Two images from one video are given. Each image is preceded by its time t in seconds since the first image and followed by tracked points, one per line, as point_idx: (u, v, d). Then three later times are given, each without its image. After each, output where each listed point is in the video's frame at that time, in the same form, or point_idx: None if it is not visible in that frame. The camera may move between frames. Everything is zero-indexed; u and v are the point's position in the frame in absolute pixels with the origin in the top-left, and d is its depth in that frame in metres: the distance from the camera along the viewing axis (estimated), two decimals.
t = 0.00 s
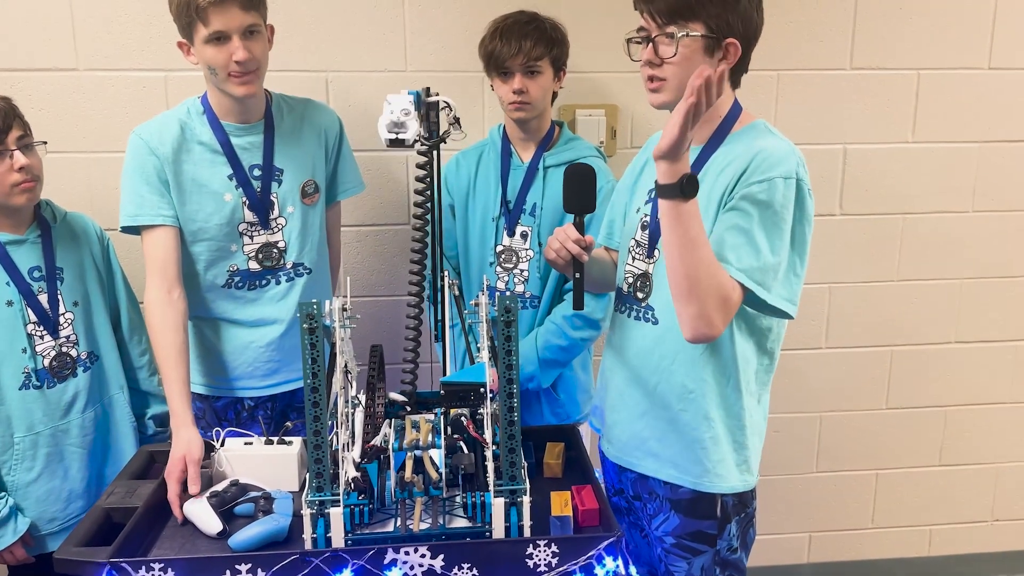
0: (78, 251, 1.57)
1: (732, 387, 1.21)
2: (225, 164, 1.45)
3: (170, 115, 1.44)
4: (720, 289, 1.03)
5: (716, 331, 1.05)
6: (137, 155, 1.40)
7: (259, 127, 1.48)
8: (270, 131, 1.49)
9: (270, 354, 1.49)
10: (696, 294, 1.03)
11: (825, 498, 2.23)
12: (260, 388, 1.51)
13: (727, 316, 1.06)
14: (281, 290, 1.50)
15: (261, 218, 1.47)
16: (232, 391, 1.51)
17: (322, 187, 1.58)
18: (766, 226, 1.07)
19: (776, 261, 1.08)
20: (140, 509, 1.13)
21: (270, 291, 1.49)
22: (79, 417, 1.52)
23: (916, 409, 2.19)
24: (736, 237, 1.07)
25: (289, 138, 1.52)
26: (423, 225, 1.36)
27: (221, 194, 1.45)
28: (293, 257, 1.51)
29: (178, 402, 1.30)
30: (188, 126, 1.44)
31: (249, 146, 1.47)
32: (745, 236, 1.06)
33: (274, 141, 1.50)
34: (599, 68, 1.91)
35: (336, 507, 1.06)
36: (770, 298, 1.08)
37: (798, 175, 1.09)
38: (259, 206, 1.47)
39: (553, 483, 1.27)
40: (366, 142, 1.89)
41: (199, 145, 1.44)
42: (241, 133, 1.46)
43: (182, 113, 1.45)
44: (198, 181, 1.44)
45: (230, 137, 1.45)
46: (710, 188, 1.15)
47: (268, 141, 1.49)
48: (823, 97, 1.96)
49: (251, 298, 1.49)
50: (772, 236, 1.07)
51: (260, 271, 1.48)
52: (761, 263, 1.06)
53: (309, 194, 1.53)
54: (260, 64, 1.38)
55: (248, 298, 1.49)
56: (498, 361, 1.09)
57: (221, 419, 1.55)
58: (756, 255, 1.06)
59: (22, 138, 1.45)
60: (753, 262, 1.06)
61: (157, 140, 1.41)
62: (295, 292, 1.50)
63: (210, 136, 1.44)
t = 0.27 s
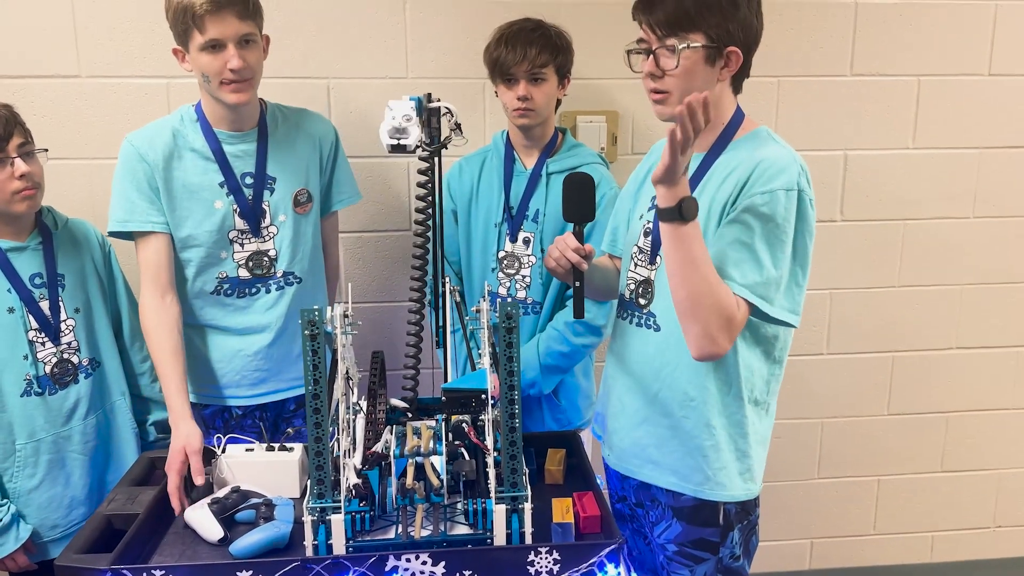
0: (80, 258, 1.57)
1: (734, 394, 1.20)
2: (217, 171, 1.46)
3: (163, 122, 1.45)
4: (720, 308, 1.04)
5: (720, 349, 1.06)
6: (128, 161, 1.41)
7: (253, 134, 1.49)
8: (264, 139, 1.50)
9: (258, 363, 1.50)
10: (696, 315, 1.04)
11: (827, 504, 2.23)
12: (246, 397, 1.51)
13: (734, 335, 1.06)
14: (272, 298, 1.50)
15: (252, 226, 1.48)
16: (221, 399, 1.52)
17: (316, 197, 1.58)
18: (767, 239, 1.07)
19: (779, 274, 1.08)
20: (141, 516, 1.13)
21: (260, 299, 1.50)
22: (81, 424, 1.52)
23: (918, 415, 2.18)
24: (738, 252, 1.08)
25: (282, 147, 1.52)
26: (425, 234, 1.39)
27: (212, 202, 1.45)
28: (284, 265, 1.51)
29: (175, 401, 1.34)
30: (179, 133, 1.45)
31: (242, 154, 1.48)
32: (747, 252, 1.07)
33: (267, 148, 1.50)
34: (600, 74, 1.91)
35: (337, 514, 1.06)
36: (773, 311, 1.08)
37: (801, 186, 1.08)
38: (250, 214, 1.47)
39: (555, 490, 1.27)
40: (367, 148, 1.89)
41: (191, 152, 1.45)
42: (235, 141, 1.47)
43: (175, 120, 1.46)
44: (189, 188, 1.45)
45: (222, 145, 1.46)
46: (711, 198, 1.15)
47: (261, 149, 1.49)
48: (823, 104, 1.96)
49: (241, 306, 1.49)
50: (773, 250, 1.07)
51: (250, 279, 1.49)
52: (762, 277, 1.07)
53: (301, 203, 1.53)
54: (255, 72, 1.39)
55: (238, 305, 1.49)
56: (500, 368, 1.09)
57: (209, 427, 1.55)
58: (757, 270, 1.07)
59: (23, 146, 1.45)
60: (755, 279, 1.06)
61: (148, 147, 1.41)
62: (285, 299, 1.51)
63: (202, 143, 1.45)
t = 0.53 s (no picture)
0: (82, 262, 1.57)
1: (733, 399, 1.19)
2: (213, 173, 1.46)
3: (164, 123, 1.47)
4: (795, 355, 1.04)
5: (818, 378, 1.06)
6: (126, 160, 1.43)
7: (252, 139, 1.49)
8: (263, 143, 1.50)
9: (250, 369, 1.50)
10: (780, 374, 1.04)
11: (829, 510, 2.22)
12: (230, 404, 1.51)
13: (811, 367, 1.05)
14: (266, 303, 1.49)
15: (247, 229, 1.47)
16: (210, 404, 1.52)
17: (315, 203, 1.57)
18: (792, 257, 1.07)
19: (813, 286, 1.06)
20: (143, 520, 1.13)
21: (255, 304, 1.49)
22: (82, 428, 1.52)
23: (921, 420, 2.18)
24: (769, 276, 1.06)
25: (281, 152, 1.52)
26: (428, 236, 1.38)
27: (207, 204, 1.46)
28: (279, 270, 1.50)
29: (168, 392, 1.37)
30: (177, 134, 1.46)
31: (240, 157, 1.48)
32: (780, 274, 1.06)
33: (266, 153, 1.50)
34: (602, 79, 1.92)
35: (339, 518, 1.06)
36: (821, 323, 1.06)
37: (810, 195, 1.08)
38: (245, 217, 1.47)
39: (558, 495, 1.26)
40: (370, 153, 1.90)
41: (188, 154, 1.45)
42: (233, 144, 1.47)
43: (176, 122, 1.47)
44: (185, 190, 1.45)
45: (220, 147, 1.47)
46: (719, 215, 1.15)
47: (260, 153, 1.49)
48: (825, 109, 1.96)
49: (235, 310, 1.49)
50: (801, 266, 1.06)
51: (245, 283, 1.49)
52: (799, 296, 1.05)
53: (298, 209, 1.52)
54: (255, 88, 1.39)
55: (232, 310, 1.49)
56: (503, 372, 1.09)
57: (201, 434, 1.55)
58: (791, 287, 1.05)
59: (27, 150, 1.46)
60: (790, 298, 1.05)
61: (145, 147, 1.43)
62: (280, 304, 1.50)
63: (200, 145, 1.46)
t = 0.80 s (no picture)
0: (84, 264, 1.57)
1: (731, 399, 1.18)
2: (216, 176, 1.47)
3: (166, 127, 1.47)
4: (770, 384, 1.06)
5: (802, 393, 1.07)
6: (129, 163, 1.43)
7: (253, 143, 1.50)
8: (264, 149, 1.50)
9: (250, 372, 1.50)
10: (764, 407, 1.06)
11: (831, 513, 2.22)
12: (236, 407, 1.51)
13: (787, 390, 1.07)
14: (266, 307, 1.50)
15: (247, 233, 1.48)
16: (215, 410, 1.52)
17: (316, 207, 1.58)
18: (770, 271, 1.06)
19: (790, 304, 1.05)
20: (146, 521, 1.13)
21: (255, 307, 1.49)
22: (84, 430, 1.53)
23: (922, 424, 2.18)
24: (742, 289, 1.08)
25: (282, 156, 1.52)
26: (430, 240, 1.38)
27: (208, 207, 1.46)
28: (280, 273, 1.51)
29: (174, 391, 1.38)
30: (180, 137, 1.46)
31: (242, 161, 1.49)
32: (753, 288, 1.07)
33: (268, 158, 1.51)
34: (605, 82, 1.92)
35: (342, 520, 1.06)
36: (795, 338, 1.06)
37: (796, 211, 1.06)
38: (246, 221, 1.47)
39: (560, 498, 1.26)
40: (372, 155, 1.90)
41: (191, 157, 1.46)
42: (237, 148, 1.48)
43: (178, 125, 1.47)
44: (187, 193, 1.46)
45: (223, 151, 1.47)
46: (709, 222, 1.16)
47: (261, 157, 1.50)
48: (827, 112, 1.96)
49: (236, 313, 1.49)
50: (779, 281, 1.06)
51: (245, 286, 1.49)
52: (772, 311, 1.06)
53: (299, 212, 1.53)
54: (253, 104, 1.37)
55: (231, 312, 1.49)
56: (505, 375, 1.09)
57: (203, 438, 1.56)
58: (764, 303, 1.07)
59: (30, 152, 1.46)
60: (763, 313, 1.06)
61: (147, 150, 1.44)
62: (280, 308, 1.51)
63: (203, 148, 1.46)
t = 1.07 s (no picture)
0: (85, 266, 1.57)
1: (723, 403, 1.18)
2: (222, 181, 1.46)
3: (167, 130, 1.45)
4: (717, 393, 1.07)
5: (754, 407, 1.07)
6: (133, 169, 1.40)
7: (255, 147, 1.48)
8: (265, 153, 1.50)
9: (259, 372, 1.50)
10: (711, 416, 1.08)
11: (832, 516, 2.22)
12: (253, 406, 1.51)
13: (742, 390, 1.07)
14: (273, 308, 1.50)
15: (253, 237, 1.48)
16: (235, 411, 1.52)
17: (317, 208, 1.60)
18: (739, 275, 1.06)
19: (759, 310, 1.05)
20: (148, 524, 1.13)
21: (262, 309, 1.50)
22: (85, 432, 1.53)
23: (923, 427, 2.18)
24: (713, 291, 1.08)
25: (285, 159, 1.53)
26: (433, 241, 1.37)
27: (215, 213, 1.46)
28: (285, 275, 1.51)
29: (189, 408, 1.31)
30: (184, 142, 1.44)
31: (245, 164, 1.48)
32: (722, 291, 1.07)
33: (270, 161, 1.51)
34: (606, 85, 1.92)
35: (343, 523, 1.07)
36: (759, 345, 1.05)
37: (771, 216, 1.05)
38: (251, 225, 1.47)
39: (562, 500, 1.26)
40: (374, 158, 1.90)
41: (196, 162, 1.45)
42: (237, 152, 1.47)
43: (178, 129, 1.45)
44: (194, 198, 1.45)
45: (226, 155, 1.46)
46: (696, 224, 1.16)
47: (264, 160, 1.50)
48: (828, 116, 1.97)
49: (244, 315, 1.49)
50: (746, 286, 1.05)
51: (251, 289, 1.49)
52: (738, 315, 1.05)
53: (303, 214, 1.55)
54: (251, 113, 1.36)
55: (239, 315, 1.49)
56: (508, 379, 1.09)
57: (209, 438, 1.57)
58: (731, 306, 1.06)
59: (31, 155, 1.46)
60: (728, 317, 1.06)
61: (153, 156, 1.41)
62: (287, 309, 1.51)
63: (206, 153, 1.45)
